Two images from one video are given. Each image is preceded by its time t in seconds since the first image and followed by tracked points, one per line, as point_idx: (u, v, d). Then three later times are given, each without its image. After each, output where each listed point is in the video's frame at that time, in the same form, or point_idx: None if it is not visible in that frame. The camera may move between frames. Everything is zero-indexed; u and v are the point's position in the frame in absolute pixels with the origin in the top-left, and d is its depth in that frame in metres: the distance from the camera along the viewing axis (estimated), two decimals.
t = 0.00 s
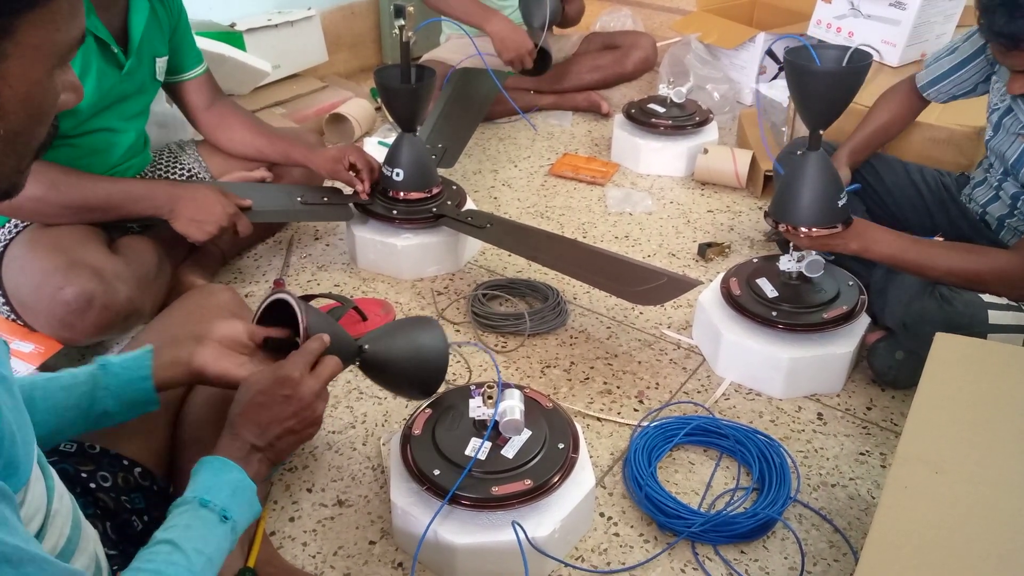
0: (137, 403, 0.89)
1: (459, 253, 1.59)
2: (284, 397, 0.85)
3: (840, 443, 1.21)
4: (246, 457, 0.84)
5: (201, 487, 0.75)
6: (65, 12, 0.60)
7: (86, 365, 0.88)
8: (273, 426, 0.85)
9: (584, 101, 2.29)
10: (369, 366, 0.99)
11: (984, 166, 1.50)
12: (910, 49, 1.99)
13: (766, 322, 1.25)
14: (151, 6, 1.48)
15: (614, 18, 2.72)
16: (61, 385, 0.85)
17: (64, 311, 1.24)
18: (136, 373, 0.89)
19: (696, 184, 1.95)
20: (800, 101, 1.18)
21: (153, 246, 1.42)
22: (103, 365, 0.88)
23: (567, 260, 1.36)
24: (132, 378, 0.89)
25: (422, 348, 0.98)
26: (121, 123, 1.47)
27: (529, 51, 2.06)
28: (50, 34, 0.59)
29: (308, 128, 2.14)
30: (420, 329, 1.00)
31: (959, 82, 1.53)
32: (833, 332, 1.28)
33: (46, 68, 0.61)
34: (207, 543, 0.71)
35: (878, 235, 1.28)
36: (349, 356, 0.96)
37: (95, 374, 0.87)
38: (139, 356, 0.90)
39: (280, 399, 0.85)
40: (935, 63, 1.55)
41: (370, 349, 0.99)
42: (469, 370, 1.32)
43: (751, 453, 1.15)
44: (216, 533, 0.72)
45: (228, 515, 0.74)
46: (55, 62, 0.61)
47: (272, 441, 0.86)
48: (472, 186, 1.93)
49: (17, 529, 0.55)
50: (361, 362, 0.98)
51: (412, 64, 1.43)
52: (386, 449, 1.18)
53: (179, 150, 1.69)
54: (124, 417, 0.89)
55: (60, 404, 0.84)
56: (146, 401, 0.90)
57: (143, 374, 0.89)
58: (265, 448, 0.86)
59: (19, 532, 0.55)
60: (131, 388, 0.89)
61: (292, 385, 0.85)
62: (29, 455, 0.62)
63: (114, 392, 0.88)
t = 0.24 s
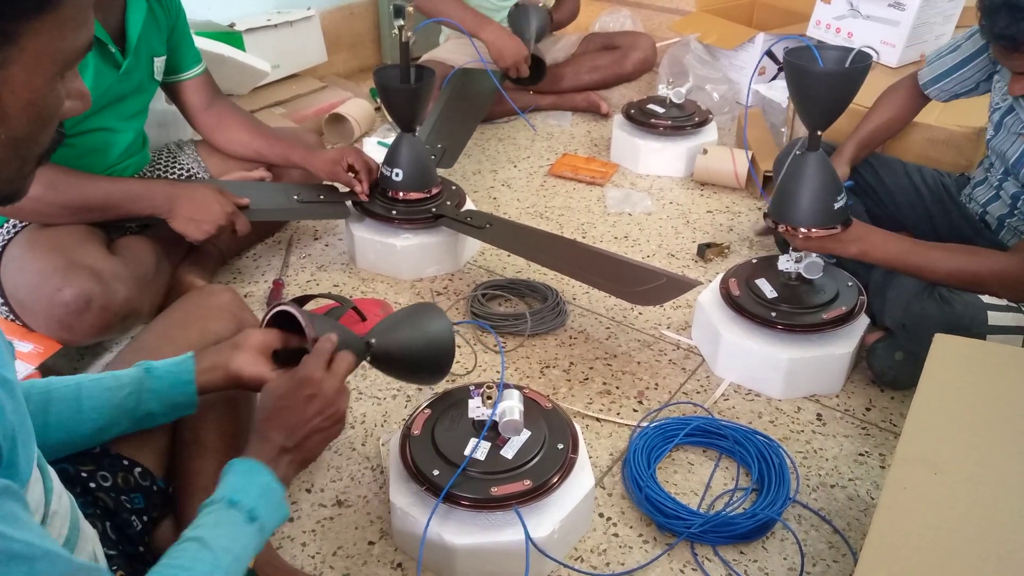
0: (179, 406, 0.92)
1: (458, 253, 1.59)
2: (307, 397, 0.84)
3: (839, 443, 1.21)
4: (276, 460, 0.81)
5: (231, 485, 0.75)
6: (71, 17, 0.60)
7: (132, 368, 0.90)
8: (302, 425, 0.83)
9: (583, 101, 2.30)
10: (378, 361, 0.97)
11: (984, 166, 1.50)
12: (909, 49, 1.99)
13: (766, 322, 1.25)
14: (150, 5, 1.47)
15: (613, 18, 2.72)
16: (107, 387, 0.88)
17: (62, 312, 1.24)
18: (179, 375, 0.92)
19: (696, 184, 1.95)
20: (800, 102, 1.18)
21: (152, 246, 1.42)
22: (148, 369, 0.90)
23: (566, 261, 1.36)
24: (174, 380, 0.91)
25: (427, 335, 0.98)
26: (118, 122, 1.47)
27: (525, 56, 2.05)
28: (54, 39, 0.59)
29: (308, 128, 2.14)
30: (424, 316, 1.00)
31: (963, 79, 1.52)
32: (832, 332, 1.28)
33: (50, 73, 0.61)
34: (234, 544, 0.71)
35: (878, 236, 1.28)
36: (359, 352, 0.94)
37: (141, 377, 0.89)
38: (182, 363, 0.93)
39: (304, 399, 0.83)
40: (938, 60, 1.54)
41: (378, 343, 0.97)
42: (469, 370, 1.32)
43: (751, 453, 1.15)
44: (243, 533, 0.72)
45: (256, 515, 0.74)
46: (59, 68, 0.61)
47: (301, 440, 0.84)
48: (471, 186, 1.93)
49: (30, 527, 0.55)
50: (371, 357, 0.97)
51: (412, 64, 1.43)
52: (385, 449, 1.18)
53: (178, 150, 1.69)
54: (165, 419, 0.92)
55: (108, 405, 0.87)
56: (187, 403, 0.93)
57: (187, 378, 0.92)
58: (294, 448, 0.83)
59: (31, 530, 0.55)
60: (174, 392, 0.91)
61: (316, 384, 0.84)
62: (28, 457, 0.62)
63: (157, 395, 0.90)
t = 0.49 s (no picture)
0: (216, 388, 0.94)
1: (459, 253, 1.59)
2: (334, 370, 0.82)
3: (840, 443, 1.21)
4: (307, 432, 0.80)
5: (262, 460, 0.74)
6: (76, 12, 0.60)
7: (168, 354, 0.91)
8: (330, 400, 0.82)
9: (584, 102, 2.30)
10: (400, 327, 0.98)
11: (983, 166, 1.50)
12: (910, 49, 2.01)
13: (766, 322, 1.25)
14: (149, 5, 1.48)
15: (613, 19, 2.72)
16: (145, 375, 0.89)
17: (63, 312, 1.24)
18: (214, 360, 0.93)
19: (696, 184, 1.95)
20: (800, 102, 1.18)
21: (152, 246, 1.42)
22: (183, 354, 0.92)
23: (567, 261, 1.36)
24: (211, 364, 0.93)
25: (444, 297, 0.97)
26: (118, 122, 1.47)
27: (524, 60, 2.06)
28: (58, 37, 0.59)
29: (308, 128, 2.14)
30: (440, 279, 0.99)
31: (963, 78, 1.52)
32: (833, 332, 1.28)
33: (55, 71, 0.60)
34: (265, 519, 0.70)
35: (879, 236, 1.28)
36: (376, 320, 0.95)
37: (178, 361, 0.91)
38: (216, 347, 0.94)
39: (331, 371, 0.82)
40: (938, 60, 1.55)
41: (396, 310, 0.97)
42: (470, 370, 1.33)
43: (752, 453, 1.15)
44: (275, 503, 0.72)
45: (288, 486, 0.73)
46: (64, 64, 0.61)
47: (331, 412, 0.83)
48: (472, 186, 1.93)
49: (57, 506, 0.55)
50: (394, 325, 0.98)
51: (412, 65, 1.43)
52: (386, 449, 1.18)
53: (179, 150, 1.69)
54: (202, 404, 0.94)
55: (147, 389, 0.89)
56: (224, 386, 0.95)
57: (223, 361, 0.93)
58: (325, 420, 0.82)
59: (59, 510, 0.54)
60: (211, 374, 0.93)
61: (341, 356, 0.83)
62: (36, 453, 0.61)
63: (195, 379, 0.92)
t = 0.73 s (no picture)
0: (220, 377, 0.99)
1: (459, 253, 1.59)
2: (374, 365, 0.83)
3: (840, 443, 1.21)
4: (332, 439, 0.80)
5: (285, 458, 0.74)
6: None
7: (176, 335, 0.96)
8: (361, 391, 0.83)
9: (584, 102, 2.30)
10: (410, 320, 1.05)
11: (982, 166, 1.50)
12: (911, 49, 2.01)
13: (766, 322, 1.25)
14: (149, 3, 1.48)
15: (614, 19, 2.72)
16: (154, 355, 0.94)
17: (63, 312, 1.22)
18: (223, 351, 0.98)
19: (697, 184, 1.95)
20: (800, 101, 1.18)
21: (152, 245, 1.42)
22: (192, 341, 0.96)
23: (567, 261, 1.36)
24: (219, 355, 0.98)
25: (449, 288, 1.04)
26: (117, 121, 1.47)
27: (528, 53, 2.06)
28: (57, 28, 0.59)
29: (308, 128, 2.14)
30: (444, 271, 1.06)
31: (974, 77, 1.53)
32: (833, 332, 1.27)
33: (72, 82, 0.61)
34: (290, 516, 0.69)
35: (879, 236, 1.28)
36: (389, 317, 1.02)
37: (186, 349, 0.96)
38: (223, 333, 0.98)
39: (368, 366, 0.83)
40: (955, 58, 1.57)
41: (406, 303, 1.04)
42: (470, 370, 1.33)
43: (752, 453, 1.15)
44: (297, 506, 0.71)
45: (310, 492, 0.73)
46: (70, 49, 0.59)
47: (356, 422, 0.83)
48: (473, 186, 1.93)
49: (70, 497, 0.54)
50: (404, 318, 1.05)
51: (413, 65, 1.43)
52: (386, 449, 1.18)
53: (179, 150, 1.69)
54: (207, 389, 0.99)
55: (153, 374, 0.93)
56: (228, 376, 1.00)
57: (229, 353, 0.99)
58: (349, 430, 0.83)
59: (73, 500, 0.54)
60: (218, 363, 0.98)
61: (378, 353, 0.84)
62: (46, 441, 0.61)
63: (202, 366, 0.97)
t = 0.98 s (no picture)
0: (224, 385, 0.98)
1: (459, 254, 1.59)
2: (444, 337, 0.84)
3: (841, 443, 1.21)
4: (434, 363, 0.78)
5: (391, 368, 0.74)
6: None
7: (179, 344, 0.94)
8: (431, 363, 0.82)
9: (585, 102, 2.30)
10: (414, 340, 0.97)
11: (985, 166, 1.49)
12: (912, 49, 2.01)
13: (767, 322, 1.25)
14: (150, 3, 1.48)
15: (615, 19, 2.72)
16: (156, 366, 0.91)
17: (62, 313, 1.21)
18: (227, 359, 0.97)
19: (697, 185, 1.95)
20: (801, 102, 1.18)
21: (153, 245, 1.42)
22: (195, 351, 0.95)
23: (567, 261, 1.36)
24: (223, 364, 0.97)
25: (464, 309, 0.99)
26: (118, 121, 1.47)
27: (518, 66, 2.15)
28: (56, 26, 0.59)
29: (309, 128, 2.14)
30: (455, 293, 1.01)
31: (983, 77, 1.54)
32: (834, 333, 1.27)
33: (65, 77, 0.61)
34: (389, 411, 0.69)
35: (880, 235, 1.28)
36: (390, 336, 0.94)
37: (190, 358, 0.94)
38: (228, 341, 0.97)
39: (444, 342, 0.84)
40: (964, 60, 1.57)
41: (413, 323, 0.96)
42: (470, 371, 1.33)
43: (753, 453, 1.15)
44: (402, 406, 0.71)
45: (416, 394, 0.72)
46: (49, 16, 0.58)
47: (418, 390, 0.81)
48: (473, 186, 1.94)
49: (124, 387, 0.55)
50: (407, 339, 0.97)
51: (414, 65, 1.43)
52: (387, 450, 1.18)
53: (179, 151, 1.69)
54: (210, 398, 0.98)
55: (156, 384, 0.91)
56: (232, 384, 0.99)
57: (232, 363, 0.97)
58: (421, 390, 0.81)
59: (124, 388, 0.54)
60: (221, 373, 0.97)
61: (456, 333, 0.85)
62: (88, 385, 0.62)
63: (205, 376, 0.96)
